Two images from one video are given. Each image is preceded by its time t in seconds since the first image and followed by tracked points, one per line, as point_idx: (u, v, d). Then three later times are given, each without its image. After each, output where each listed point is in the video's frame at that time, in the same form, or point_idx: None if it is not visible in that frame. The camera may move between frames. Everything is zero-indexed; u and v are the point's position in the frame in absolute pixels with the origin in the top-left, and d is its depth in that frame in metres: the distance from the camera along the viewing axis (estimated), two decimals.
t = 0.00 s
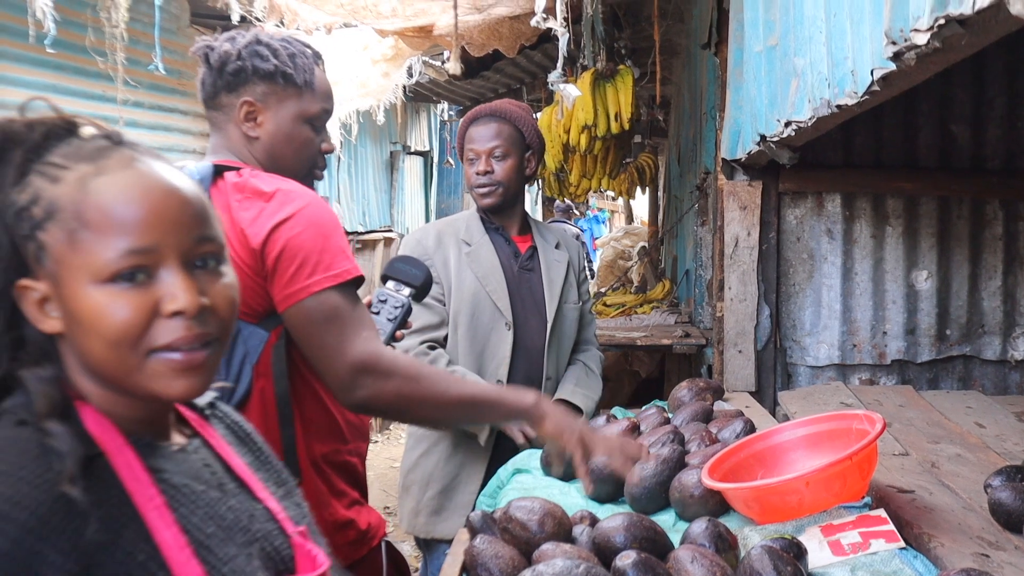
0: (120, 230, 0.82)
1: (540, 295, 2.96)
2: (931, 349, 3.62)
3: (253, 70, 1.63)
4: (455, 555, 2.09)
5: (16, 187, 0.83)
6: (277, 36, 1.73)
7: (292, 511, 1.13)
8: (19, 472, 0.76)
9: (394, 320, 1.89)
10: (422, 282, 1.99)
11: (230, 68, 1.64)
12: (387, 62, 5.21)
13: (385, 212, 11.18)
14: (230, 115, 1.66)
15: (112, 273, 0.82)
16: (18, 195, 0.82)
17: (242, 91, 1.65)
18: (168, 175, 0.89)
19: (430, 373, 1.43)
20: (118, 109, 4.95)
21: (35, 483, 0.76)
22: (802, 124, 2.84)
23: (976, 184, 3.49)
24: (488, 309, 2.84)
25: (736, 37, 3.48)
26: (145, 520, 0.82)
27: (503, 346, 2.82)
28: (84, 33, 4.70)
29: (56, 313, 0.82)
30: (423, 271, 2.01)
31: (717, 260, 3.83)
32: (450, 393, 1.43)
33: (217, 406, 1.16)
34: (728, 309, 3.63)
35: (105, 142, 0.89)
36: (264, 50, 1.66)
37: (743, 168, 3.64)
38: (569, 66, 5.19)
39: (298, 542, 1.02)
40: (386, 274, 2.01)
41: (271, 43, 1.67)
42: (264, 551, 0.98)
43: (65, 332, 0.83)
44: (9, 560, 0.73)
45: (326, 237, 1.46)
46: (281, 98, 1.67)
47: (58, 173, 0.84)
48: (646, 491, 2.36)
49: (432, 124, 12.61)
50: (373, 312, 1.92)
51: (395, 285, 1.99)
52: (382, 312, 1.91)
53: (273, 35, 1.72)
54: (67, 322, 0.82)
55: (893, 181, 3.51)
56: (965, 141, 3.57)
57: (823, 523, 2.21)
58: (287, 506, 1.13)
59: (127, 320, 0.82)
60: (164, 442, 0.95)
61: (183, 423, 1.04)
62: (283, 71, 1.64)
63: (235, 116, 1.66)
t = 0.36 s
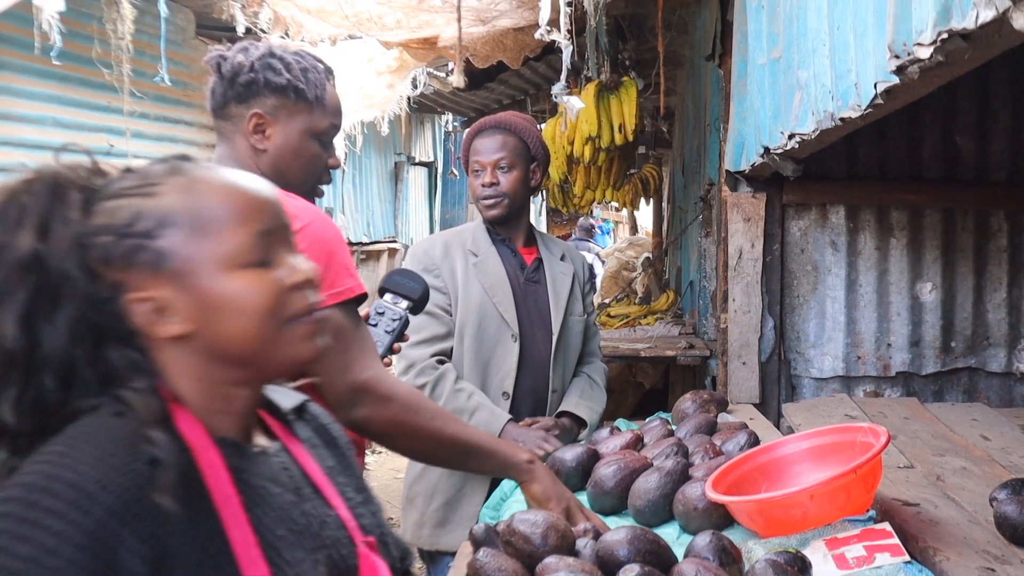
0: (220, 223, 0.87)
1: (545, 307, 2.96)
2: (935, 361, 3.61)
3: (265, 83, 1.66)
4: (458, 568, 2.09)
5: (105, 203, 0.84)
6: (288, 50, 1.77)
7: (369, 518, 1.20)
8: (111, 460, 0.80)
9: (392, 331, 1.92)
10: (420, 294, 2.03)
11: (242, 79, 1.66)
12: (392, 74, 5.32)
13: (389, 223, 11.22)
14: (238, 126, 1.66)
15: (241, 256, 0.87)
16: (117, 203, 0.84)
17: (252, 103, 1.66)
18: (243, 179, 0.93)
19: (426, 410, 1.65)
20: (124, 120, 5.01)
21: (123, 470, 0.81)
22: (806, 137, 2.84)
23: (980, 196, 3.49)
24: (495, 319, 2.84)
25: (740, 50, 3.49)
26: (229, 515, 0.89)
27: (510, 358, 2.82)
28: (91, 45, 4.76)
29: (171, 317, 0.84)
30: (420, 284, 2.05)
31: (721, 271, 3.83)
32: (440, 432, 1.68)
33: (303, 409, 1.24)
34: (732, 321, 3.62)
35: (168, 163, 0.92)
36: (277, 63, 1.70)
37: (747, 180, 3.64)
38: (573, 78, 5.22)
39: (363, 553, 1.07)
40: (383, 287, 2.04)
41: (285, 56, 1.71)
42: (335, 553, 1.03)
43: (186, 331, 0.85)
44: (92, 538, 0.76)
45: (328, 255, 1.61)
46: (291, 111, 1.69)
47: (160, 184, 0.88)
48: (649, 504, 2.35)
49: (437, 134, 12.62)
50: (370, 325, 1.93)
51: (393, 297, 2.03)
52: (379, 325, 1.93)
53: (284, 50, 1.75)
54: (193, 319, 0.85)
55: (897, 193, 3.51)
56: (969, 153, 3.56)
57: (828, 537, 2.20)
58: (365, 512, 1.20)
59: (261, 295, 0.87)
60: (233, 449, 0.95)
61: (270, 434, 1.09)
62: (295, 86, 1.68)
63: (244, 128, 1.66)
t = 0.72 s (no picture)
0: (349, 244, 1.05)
1: (546, 317, 2.97)
2: (936, 371, 3.61)
3: (264, 93, 1.67)
4: None
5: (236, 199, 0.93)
6: (279, 57, 1.78)
7: (387, 529, 1.21)
8: (140, 464, 0.86)
9: (390, 339, 1.91)
10: (417, 302, 2.03)
11: (241, 89, 1.66)
12: (393, 83, 5.29)
13: (390, 230, 11.24)
14: (237, 136, 1.66)
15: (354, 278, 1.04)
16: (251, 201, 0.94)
17: (251, 113, 1.66)
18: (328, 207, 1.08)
19: (423, 415, 1.68)
20: (125, 128, 5.05)
21: (150, 475, 0.86)
22: (806, 148, 2.84)
23: (980, 206, 3.49)
24: (497, 328, 2.85)
25: (741, 60, 3.49)
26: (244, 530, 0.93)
27: (510, 368, 2.83)
28: (94, 53, 4.81)
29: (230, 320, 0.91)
30: (418, 290, 2.05)
31: (722, 280, 3.83)
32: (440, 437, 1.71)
33: (331, 415, 1.27)
34: (732, 330, 3.63)
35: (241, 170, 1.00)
36: (274, 74, 1.72)
37: (747, 191, 3.64)
38: (574, 86, 5.23)
39: (377, 569, 1.09)
40: (382, 294, 2.06)
41: (281, 66, 1.74)
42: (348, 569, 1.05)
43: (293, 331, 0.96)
44: (111, 541, 0.80)
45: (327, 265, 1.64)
46: (288, 121, 1.70)
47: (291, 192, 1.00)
48: (649, 513, 2.35)
49: (439, 142, 12.65)
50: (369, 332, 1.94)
51: (390, 304, 2.04)
52: (377, 332, 1.93)
53: (275, 55, 1.77)
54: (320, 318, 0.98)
55: (898, 203, 3.52)
56: (970, 162, 3.56)
57: (827, 549, 2.20)
58: (384, 523, 1.22)
59: (358, 319, 1.04)
60: (274, 450, 1.04)
61: (295, 443, 1.12)
62: (295, 96, 1.70)
63: (242, 138, 1.66)
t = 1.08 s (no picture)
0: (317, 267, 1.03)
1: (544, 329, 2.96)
2: (937, 376, 3.61)
3: (263, 99, 1.69)
4: None
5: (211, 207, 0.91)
6: (264, 59, 1.78)
7: (352, 536, 1.20)
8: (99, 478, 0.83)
9: (391, 342, 1.93)
10: (417, 305, 2.05)
11: (238, 96, 1.66)
12: (393, 90, 5.33)
13: (391, 238, 11.27)
14: (236, 143, 1.67)
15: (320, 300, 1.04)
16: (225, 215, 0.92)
17: (249, 120, 1.67)
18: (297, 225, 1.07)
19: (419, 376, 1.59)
20: (126, 137, 5.06)
21: (111, 489, 0.83)
22: (805, 153, 2.85)
23: (979, 211, 3.50)
24: (500, 332, 2.86)
25: (740, 66, 3.50)
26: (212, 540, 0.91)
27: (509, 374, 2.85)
28: (94, 62, 4.85)
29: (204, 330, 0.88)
30: (418, 294, 2.07)
31: (722, 286, 3.84)
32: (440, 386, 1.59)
33: (286, 433, 1.25)
34: (733, 336, 3.63)
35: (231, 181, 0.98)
36: (269, 78, 1.73)
37: (747, 196, 3.65)
38: (573, 93, 5.25)
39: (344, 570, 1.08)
40: (382, 297, 2.06)
41: (274, 70, 1.75)
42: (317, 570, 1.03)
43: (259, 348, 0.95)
44: (78, 556, 0.77)
45: (330, 269, 1.63)
46: (286, 126, 1.72)
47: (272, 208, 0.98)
48: (650, 520, 2.34)
49: (439, 149, 12.71)
50: (369, 336, 1.94)
51: (390, 308, 2.05)
52: (378, 336, 1.94)
53: (263, 59, 1.77)
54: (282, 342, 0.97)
55: (899, 208, 3.52)
56: (969, 168, 3.58)
57: (829, 555, 2.19)
58: (348, 531, 1.21)
59: (323, 337, 1.03)
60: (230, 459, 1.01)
61: (249, 452, 1.10)
62: (293, 100, 1.73)
63: (243, 144, 1.67)
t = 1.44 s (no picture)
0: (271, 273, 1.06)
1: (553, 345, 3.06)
2: (939, 381, 3.62)
3: (260, 103, 1.69)
4: None
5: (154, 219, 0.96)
6: (257, 66, 1.78)
7: (325, 542, 1.28)
8: (66, 481, 0.89)
9: (391, 348, 1.93)
10: (417, 312, 2.06)
11: (235, 101, 1.67)
12: (394, 95, 5.35)
13: (393, 242, 11.28)
14: (235, 149, 1.68)
15: (276, 309, 1.06)
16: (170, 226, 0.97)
17: (247, 125, 1.67)
18: (264, 229, 1.09)
19: (415, 363, 1.62)
20: (129, 142, 5.09)
21: (82, 490, 0.89)
22: (807, 159, 2.85)
23: (980, 216, 3.51)
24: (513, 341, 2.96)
25: (741, 71, 3.51)
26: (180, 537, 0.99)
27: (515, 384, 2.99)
28: (97, 67, 4.88)
29: (174, 344, 0.95)
30: (417, 301, 2.08)
31: (724, 291, 3.84)
32: (435, 367, 1.63)
33: (261, 445, 1.32)
34: (734, 341, 3.64)
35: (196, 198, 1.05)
36: (266, 83, 1.73)
37: (749, 202, 3.65)
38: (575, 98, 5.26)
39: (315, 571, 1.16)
40: (382, 303, 2.08)
41: (272, 75, 1.74)
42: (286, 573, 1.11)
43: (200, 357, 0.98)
44: (51, 553, 0.83)
45: (332, 273, 1.63)
46: (284, 128, 1.72)
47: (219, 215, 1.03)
48: (652, 525, 2.34)
49: (441, 154, 12.74)
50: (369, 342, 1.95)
51: (390, 314, 2.06)
52: (378, 342, 1.94)
53: (257, 66, 1.77)
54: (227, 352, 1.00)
55: (900, 213, 3.52)
56: (971, 173, 3.58)
57: (830, 560, 2.18)
58: (321, 537, 1.28)
59: (285, 348, 1.07)
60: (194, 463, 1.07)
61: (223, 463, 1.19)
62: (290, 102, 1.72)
63: (243, 148, 1.68)
